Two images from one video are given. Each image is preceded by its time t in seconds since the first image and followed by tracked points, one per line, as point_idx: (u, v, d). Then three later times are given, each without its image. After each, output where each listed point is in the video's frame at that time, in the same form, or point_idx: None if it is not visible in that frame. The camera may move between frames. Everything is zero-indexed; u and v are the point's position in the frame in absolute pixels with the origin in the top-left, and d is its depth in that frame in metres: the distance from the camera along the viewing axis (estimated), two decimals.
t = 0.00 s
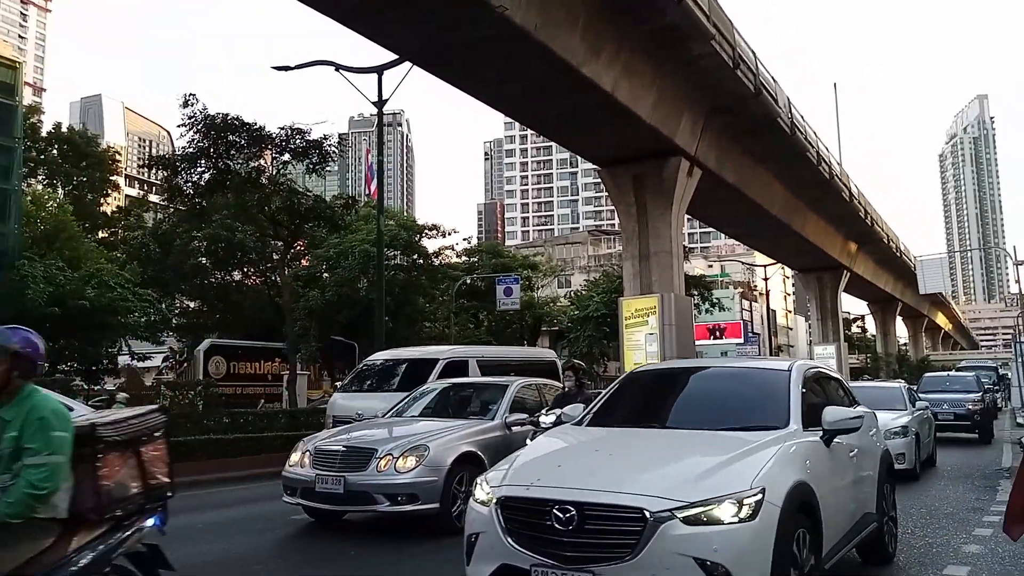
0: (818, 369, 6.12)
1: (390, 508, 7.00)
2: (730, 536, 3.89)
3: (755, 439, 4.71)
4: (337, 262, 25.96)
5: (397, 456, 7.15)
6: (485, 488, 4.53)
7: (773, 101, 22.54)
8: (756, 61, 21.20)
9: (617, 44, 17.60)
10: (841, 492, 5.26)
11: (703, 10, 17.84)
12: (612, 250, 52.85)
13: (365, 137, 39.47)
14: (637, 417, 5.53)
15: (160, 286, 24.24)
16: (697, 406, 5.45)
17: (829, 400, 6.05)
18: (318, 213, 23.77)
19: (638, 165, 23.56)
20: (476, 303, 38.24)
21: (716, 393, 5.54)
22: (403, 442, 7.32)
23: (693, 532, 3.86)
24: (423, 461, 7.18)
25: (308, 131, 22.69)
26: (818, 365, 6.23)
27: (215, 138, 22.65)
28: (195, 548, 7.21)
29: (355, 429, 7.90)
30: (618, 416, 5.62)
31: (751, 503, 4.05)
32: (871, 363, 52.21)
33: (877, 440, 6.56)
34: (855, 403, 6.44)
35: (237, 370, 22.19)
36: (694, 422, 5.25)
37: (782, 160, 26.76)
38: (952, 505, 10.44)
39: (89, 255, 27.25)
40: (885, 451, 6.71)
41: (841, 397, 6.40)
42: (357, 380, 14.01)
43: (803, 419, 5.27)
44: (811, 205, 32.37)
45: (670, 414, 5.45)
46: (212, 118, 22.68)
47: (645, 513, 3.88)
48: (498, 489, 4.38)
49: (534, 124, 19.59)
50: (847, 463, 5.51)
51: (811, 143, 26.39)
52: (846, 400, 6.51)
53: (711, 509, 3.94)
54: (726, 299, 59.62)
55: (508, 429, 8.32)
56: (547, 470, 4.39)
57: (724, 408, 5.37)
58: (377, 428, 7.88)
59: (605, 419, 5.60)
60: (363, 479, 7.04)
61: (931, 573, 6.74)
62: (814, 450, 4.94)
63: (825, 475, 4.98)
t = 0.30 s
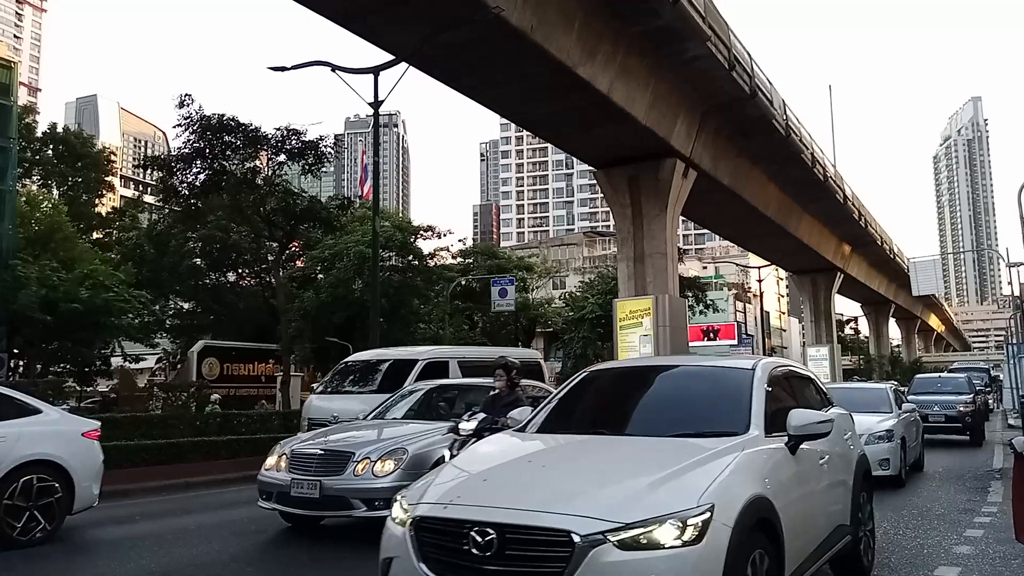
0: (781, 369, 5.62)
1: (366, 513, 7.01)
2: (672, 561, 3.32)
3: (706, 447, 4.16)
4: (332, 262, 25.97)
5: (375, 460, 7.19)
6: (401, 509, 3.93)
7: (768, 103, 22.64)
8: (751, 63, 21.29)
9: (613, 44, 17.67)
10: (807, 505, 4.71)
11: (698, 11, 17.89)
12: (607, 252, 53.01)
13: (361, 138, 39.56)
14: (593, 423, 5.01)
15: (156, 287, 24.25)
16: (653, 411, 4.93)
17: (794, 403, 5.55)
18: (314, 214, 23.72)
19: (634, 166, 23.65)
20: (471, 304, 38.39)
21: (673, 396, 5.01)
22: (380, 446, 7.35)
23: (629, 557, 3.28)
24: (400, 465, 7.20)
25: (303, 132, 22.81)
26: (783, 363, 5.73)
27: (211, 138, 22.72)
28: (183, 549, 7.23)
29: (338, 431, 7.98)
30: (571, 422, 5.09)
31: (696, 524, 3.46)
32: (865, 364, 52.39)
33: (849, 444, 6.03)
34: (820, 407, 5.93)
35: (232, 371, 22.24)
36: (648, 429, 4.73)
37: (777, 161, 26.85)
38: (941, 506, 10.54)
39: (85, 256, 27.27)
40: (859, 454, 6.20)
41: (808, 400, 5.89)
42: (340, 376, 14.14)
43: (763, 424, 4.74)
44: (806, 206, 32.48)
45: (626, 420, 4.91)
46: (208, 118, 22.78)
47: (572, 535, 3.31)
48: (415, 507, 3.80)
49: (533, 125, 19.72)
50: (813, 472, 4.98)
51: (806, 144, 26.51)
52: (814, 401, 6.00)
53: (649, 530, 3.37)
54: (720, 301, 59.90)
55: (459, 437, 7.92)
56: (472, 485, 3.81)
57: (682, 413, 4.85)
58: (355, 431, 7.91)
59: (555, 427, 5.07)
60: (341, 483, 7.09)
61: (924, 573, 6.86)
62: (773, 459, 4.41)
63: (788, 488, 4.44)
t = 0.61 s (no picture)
0: (753, 365, 4.86)
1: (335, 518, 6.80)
2: None
3: (651, 454, 3.44)
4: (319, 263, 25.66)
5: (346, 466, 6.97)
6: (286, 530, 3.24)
7: (756, 104, 22.67)
8: (739, 64, 21.30)
9: (601, 45, 17.64)
10: (774, 523, 3.97)
11: (686, 12, 17.87)
12: (596, 253, 53.10)
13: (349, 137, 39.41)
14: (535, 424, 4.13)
15: (141, 287, 24.03)
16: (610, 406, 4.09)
17: (765, 402, 4.79)
18: (301, 213, 23.74)
19: (623, 168, 23.63)
20: (461, 305, 38.36)
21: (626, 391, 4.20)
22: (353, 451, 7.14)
23: None
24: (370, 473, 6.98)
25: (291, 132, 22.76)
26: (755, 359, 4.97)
27: (197, 138, 22.56)
28: (165, 554, 7.07)
29: (312, 432, 7.80)
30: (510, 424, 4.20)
31: (630, 549, 2.76)
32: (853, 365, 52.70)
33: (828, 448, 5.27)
34: (800, 405, 5.27)
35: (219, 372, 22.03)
36: (597, 429, 3.91)
37: (766, 162, 26.88)
38: (932, 506, 10.54)
39: (70, 256, 26.97)
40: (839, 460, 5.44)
41: (780, 397, 5.13)
42: (319, 370, 14.01)
43: (725, 426, 3.99)
44: (794, 206, 32.55)
45: (574, 419, 4.06)
46: (194, 118, 22.62)
47: (476, 564, 2.61)
48: (301, 529, 3.11)
49: (523, 126, 19.66)
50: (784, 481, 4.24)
51: (794, 145, 26.58)
52: (787, 399, 5.22)
53: (574, 557, 2.67)
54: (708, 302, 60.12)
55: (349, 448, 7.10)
56: (368, 503, 3.11)
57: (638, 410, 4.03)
58: (332, 431, 7.74)
59: (490, 428, 4.18)
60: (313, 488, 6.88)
61: (913, 573, 6.81)
62: (735, 467, 3.66)
63: (750, 500, 3.70)
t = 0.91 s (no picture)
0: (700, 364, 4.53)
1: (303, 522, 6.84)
2: None
3: (576, 466, 3.09)
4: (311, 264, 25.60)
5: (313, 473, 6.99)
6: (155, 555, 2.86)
7: (747, 107, 22.79)
8: (731, 67, 21.40)
9: (594, 47, 17.71)
10: (722, 537, 3.65)
11: (679, 15, 17.95)
12: (588, 254, 53.18)
13: (340, 138, 39.41)
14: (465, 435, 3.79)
15: (132, 287, 23.96)
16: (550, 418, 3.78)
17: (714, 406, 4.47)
18: (293, 214, 23.85)
19: (615, 170, 23.71)
20: (452, 305, 38.37)
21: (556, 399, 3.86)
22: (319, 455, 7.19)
23: None
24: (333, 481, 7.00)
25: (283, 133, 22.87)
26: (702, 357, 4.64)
27: (189, 138, 22.56)
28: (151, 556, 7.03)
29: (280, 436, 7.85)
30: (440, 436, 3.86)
31: None
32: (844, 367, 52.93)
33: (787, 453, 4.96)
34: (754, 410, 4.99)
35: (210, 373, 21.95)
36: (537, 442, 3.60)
37: (757, 164, 27.00)
38: (919, 505, 10.63)
39: (60, 257, 26.86)
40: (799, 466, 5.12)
41: (732, 400, 4.81)
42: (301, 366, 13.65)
43: (665, 434, 3.66)
44: (786, 208, 32.69)
45: (509, 431, 3.73)
46: (186, 118, 22.62)
47: None
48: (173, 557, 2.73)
49: (515, 127, 19.69)
50: (735, 490, 3.91)
51: (785, 148, 26.72)
52: (740, 403, 4.91)
53: None
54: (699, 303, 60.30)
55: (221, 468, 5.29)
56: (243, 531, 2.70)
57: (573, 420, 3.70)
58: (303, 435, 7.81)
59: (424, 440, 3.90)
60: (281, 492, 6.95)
61: (900, 572, 6.88)
62: (675, 480, 3.33)
63: (693, 516, 3.38)
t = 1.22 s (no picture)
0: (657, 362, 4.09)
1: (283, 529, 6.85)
2: None
3: (478, 485, 2.64)
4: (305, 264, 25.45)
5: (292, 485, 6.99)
6: None
7: (741, 108, 22.84)
8: (724, 67, 21.43)
9: (587, 47, 17.72)
10: (668, 559, 3.19)
11: (672, 16, 17.98)
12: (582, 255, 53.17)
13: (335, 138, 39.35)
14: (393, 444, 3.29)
15: (125, 287, 23.85)
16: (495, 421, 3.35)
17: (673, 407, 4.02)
18: (287, 214, 23.86)
19: (608, 170, 23.74)
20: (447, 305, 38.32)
21: (496, 403, 3.39)
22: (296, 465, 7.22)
23: None
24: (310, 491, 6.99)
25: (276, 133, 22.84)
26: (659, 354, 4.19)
27: (182, 137, 22.47)
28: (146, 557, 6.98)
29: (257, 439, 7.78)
30: (363, 446, 3.34)
31: None
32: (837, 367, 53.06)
33: (759, 458, 4.48)
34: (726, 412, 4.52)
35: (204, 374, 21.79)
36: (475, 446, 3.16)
37: (751, 165, 27.04)
38: (912, 506, 10.69)
39: (52, 257, 26.69)
40: (774, 471, 4.64)
41: (696, 400, 4.34)
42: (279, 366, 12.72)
43: (602, 442, 3.20)
44: (779, 209, 32.77)
45: (441, 440, 3.25)
46: (179, 117, 22.52)
47: None
48: None
49: (509, 126, 19.62)
50: (689, 504, 3.45)
51: (779, 148, 26.78)
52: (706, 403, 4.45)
53: None
54: (693, 304, 60.44)
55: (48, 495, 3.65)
56: (85, 564, 2.33)
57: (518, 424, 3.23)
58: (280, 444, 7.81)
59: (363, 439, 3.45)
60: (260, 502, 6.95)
61: (893, 572, 6.93)
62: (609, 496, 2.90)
63: (627, 542, 2.89)
